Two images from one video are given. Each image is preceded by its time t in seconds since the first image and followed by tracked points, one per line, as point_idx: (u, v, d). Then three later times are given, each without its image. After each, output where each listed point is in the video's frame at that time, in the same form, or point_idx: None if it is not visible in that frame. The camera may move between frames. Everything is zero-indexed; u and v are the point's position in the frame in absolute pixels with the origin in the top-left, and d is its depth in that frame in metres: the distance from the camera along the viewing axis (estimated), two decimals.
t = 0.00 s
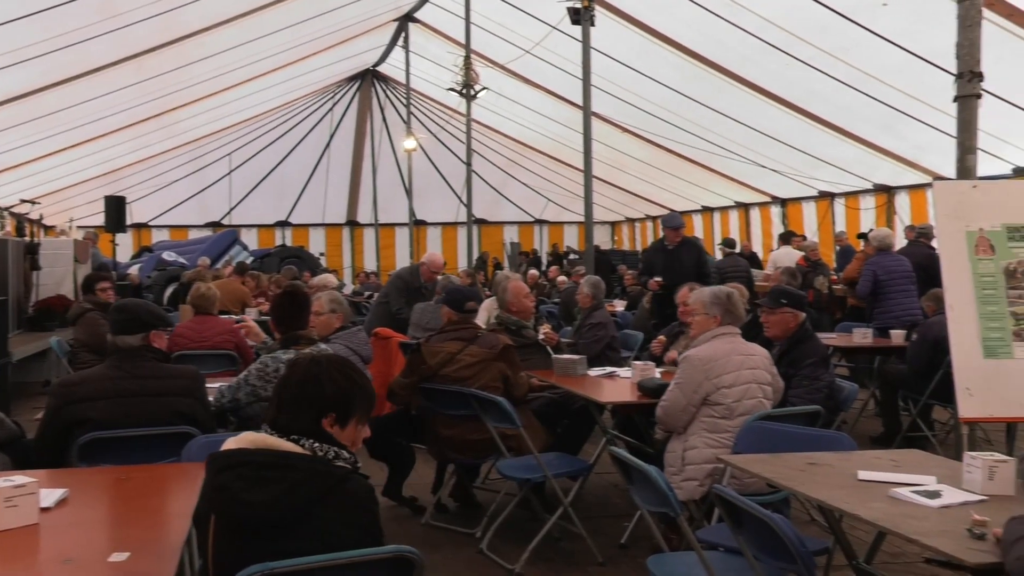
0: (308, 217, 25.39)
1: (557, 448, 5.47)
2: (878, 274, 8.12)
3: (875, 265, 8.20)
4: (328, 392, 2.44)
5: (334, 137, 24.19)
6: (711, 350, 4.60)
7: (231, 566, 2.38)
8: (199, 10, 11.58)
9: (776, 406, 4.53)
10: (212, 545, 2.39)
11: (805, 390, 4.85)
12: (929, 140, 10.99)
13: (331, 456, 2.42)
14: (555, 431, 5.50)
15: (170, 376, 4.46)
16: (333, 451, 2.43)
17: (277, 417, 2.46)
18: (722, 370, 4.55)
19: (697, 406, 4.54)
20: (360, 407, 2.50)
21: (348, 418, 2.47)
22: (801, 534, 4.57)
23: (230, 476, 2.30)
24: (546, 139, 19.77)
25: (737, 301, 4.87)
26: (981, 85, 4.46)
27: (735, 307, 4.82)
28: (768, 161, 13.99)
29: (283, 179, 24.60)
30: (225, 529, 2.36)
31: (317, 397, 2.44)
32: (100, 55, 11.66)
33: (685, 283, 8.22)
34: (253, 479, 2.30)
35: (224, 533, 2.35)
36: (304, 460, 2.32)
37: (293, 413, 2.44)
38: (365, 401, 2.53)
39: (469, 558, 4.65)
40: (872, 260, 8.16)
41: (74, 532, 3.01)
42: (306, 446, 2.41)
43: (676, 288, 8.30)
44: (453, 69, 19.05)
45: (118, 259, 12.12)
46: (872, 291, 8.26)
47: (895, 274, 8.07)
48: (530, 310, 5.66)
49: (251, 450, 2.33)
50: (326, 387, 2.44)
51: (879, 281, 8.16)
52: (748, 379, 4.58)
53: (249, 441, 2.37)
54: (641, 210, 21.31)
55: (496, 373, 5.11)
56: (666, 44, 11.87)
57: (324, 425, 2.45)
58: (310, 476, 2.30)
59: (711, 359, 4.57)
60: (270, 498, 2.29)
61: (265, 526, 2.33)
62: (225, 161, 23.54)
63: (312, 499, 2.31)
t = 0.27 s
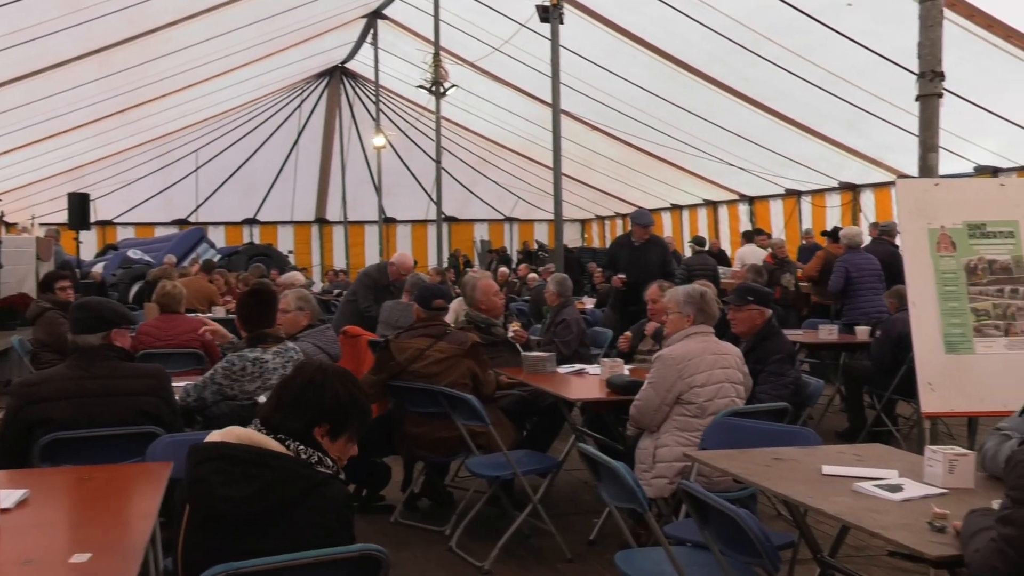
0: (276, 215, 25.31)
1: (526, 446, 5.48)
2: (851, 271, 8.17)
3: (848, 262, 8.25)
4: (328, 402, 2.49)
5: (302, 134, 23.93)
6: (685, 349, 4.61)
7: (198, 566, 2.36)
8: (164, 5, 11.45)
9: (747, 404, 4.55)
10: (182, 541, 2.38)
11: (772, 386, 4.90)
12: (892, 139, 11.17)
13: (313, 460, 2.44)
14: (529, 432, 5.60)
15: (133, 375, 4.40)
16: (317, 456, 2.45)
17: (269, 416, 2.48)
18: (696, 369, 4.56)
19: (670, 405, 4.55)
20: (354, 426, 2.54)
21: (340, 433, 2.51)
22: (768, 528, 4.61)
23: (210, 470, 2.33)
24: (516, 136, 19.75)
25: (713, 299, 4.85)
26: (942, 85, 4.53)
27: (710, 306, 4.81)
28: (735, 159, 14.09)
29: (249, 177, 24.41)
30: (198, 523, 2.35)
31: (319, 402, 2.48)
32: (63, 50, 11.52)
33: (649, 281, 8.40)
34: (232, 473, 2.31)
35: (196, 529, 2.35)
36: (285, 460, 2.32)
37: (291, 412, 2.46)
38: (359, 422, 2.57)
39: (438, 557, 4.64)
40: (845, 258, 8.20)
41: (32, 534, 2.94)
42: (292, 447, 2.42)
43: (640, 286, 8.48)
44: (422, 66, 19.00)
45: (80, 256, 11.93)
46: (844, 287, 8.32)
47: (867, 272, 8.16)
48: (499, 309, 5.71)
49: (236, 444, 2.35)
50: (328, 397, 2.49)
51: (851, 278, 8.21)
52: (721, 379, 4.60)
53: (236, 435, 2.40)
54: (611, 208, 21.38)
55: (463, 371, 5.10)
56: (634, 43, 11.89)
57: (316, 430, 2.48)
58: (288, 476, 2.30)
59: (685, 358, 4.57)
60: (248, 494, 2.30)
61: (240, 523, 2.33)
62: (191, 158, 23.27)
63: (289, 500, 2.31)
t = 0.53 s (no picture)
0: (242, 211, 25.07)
1: (494, 443, 5.48)
2: (825, 267, 8.27)
3: (822, 258, 8.35)
4: (319, 409, 2.65)
5: (268, 131, 23.84)
6: (661, 346, 4.62)
7: (171, 556, 2.42)
8: None
9: (720, 401, 4.58)
10: (158, 528, 2.45)
11: (738, 381, 4.94)
12: (854, 137, 11.33)
13: (296, 460, 2.58)
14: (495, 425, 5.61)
15: (93, 374, 4.32)
16: (300, 458, 2.59)
17: (260, 416, 2.63)
18: (671, 367, 4.58)
19: (644, 401, 4.56)
20: (340, 436, 2.69)
21: (327, 440, 2.66)
22: (733, 523, 4.65)
23: (190, 462, 2.39)
24: (484, 133, 19.73)
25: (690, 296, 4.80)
26: (902, 83, 4.59)
27: (687, 304, 4.75)
28: (701, 157, 14.19)
29: (215, 173, 24.17)
30: (175, 513, 2.43)
31: (310, 409, 2.64)
32: (21, 43, 11.34)
33: (609, 276, 8.37)
34: (215, 467, 2.38)
35: (174, 517, 2.43)
36: (268, 458, 2.42)
37: (282, 415, 2.62)
38: (346, 432, 2.72)
39: (405, 554, 4.63)
40: (819, 254, 8.29)
41: None
42: (278, 446, 2.57)
43: (602, 280, 8.46)
44: (389, 62, 18.92)
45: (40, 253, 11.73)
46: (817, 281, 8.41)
47: (840, 268, 8.28)
48: (467, 307, 5.75)
49: (220, 438, 2.42)
50: (319, 404, 2.65)
51: (824, 274, 8.31)
52: (694, 377, 4.62)
53: (222, 431, 2.48)
54: (580, 205, 21.44)
55: (428, 367, 5.09)
56: (601, 40, 11.91)
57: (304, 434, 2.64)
58: (271, 473, 2.39)
59: (660, 356, 4.58)
60: (228, 488, 2.36)
61: (218, 517, 2.41)
62: (155, 154, 22.95)
63: (269, 497, 2.40)
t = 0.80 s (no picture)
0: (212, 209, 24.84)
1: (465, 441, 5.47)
2: (796, 265, 8.35)
3: (793, 256, 8.43)
4: (304, 414, 2.56)
5: (238, 129, 23.76)
6: (636, 343, 4.64)
7: (145, 553, 2.40)
8: None
9: (691, 398, 4.60)
10: (132, 524, 2.43)
11: (708, 377, 4.97)
12: (822, 135, 11.45)
13: (276, 464, 2.51)
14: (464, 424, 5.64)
15: (56, 373, 4.25)
16: (280, 462, 2.52)
17: (244, 417, 2.56)
18: (643, 364, 4.60)
19: (617, 397, 4.56)
20: (325, 444, 2.60)
21: (310, 448, 2.57)
22: (703, 518, 4.67)
23: (170, 458, 2.38)
24: (456, 131, 19.71)
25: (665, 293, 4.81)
26: (868, 82, 4.62)
27: (663, 301, 4.78)
28: (672, 154, 14.26)
29: (184, 170, 23.95)
30: (149, 509, 2.41)
31: (292, 415, 2.55)
32: None
33: (568, 273, 8.41)
34: (194, 465, 2.36)
35: (149, 514, 2.41)
36: (249, 457, 2.39)
37: (264, 418, 2.54)
38: (331, 441, 2.62)
39: (376, 554, 4.60)
40: (790, 252, 8.37)
41: None
42: (258, 449, 2.50)
43: (561, 277, 8.50)
44: (360, 59, 18.87)
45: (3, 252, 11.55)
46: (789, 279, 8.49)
47: (810, 265, 8.37)
48: (438, 305, 5.72)
49: (201, 436, 2.40)
50: (303, 410, 2.56)
51: (797, 272, 8.40)
52: (668, 373, 4.65)
53: (202, 429, 2.45)
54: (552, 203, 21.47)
55: (393, 365, 5.09)
56: (571, 38, 11.95)
57: (286, 438, 2.55)
58: (251, 472, 2.37)
59: (634, 352, 4.60)
60: (208, 486, 2.35)
61: (195, 515, 2.40)
62: (123, 151, 22.69)
63: (248, 497, 2.40)
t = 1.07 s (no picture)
0: (188, 208, 24.66)
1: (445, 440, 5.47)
2: (774, 265, 8.36)
3: (770, 255, 8.43)
4: (282, 415, 2.54)
5: (215, 127, 23.58)
6: (612, 340, 4.65)
7: (119, 555, 2.38)
8: None
9: (668, 395, 4.62)
10: (106, 526, 2.41)
11: (686, 375, 5.00)
12: (799, 133, 11.53)
13: (252, 464, 2.50)
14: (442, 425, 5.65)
15: (32, 374, 4.21)
16: (257, 462, 2.51)
17: (222, 417, 2.55)
18: (620, 361, 4.61)
19: (594, 394, 4.57)
20: (303, 446, 2.57)
21: (287, 449, 2.54)
22: (682, 516, 4.69)
23: (145, 459, 2.35)
24: (435, 130, 19.67)
25: (635, 290, 4.82)
26: (843, 81, 4.67)
27: (638, 299, 4.81)
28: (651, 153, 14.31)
29: (161, 169, 23.76)
30: (125, 509, 2.39)
31: (270, 416, 2.53)
32: None
33: (531, 271, 8.41)
34: (169, 465, 2.34)
35: (124, 515, 2.38)
36: (224, 457, 2.38)
37: (241, 419, 2.53)
38: (310, 444, 2.59)
39: (355, 554, 4.59)
40: (768, 252, 8.37)
41: None
42: (234, 449, 2.49)
43: (526, 275, 8.52)
44: (338, 58, 18.79)
45: None
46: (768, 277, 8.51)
47: (788, 265, 8.39)
48: (418, 304, 5.69)
49: (177, 437, 2.38)
50: (282, 411, 2.54)
51: (775, 271, 8.42)
52: (645, 371, 4.66)
53: (178, 430, 2.44)
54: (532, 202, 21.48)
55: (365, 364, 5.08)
56: (549, 36, 11.95)
57: (264, 439, 2.54)
58: (227, 472, 2.35)
59: (610, 350, 4.62)
60: (183, 486, 2.33)
61: (171, 516, 2.38)
62: (98, 150, 22.48)
63: (225, 497, 2.38)
